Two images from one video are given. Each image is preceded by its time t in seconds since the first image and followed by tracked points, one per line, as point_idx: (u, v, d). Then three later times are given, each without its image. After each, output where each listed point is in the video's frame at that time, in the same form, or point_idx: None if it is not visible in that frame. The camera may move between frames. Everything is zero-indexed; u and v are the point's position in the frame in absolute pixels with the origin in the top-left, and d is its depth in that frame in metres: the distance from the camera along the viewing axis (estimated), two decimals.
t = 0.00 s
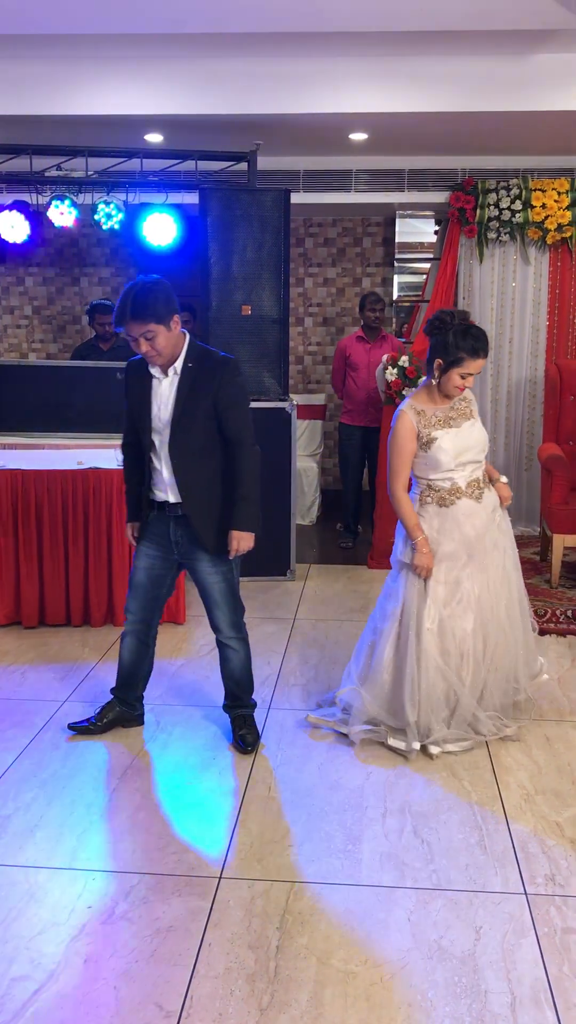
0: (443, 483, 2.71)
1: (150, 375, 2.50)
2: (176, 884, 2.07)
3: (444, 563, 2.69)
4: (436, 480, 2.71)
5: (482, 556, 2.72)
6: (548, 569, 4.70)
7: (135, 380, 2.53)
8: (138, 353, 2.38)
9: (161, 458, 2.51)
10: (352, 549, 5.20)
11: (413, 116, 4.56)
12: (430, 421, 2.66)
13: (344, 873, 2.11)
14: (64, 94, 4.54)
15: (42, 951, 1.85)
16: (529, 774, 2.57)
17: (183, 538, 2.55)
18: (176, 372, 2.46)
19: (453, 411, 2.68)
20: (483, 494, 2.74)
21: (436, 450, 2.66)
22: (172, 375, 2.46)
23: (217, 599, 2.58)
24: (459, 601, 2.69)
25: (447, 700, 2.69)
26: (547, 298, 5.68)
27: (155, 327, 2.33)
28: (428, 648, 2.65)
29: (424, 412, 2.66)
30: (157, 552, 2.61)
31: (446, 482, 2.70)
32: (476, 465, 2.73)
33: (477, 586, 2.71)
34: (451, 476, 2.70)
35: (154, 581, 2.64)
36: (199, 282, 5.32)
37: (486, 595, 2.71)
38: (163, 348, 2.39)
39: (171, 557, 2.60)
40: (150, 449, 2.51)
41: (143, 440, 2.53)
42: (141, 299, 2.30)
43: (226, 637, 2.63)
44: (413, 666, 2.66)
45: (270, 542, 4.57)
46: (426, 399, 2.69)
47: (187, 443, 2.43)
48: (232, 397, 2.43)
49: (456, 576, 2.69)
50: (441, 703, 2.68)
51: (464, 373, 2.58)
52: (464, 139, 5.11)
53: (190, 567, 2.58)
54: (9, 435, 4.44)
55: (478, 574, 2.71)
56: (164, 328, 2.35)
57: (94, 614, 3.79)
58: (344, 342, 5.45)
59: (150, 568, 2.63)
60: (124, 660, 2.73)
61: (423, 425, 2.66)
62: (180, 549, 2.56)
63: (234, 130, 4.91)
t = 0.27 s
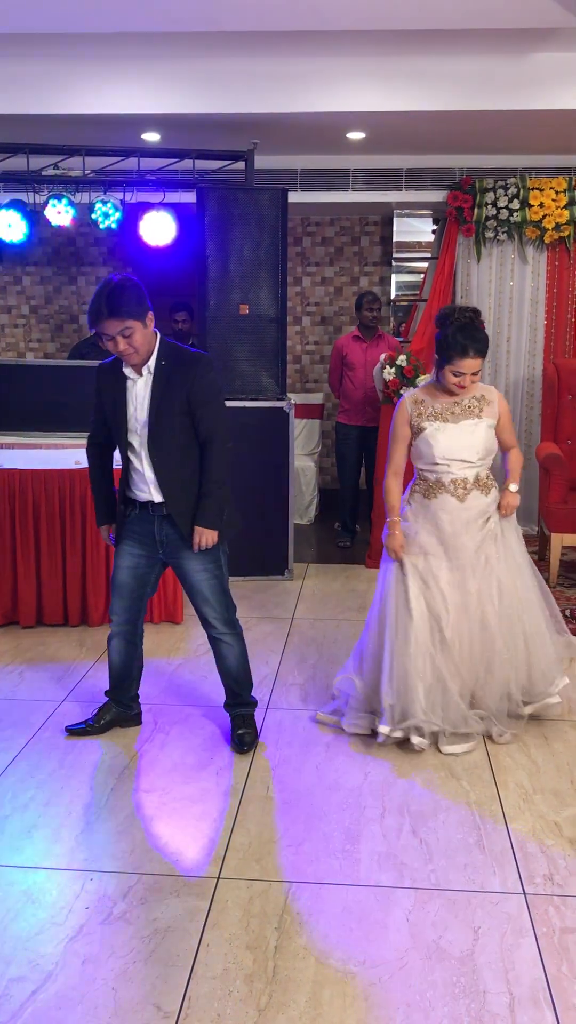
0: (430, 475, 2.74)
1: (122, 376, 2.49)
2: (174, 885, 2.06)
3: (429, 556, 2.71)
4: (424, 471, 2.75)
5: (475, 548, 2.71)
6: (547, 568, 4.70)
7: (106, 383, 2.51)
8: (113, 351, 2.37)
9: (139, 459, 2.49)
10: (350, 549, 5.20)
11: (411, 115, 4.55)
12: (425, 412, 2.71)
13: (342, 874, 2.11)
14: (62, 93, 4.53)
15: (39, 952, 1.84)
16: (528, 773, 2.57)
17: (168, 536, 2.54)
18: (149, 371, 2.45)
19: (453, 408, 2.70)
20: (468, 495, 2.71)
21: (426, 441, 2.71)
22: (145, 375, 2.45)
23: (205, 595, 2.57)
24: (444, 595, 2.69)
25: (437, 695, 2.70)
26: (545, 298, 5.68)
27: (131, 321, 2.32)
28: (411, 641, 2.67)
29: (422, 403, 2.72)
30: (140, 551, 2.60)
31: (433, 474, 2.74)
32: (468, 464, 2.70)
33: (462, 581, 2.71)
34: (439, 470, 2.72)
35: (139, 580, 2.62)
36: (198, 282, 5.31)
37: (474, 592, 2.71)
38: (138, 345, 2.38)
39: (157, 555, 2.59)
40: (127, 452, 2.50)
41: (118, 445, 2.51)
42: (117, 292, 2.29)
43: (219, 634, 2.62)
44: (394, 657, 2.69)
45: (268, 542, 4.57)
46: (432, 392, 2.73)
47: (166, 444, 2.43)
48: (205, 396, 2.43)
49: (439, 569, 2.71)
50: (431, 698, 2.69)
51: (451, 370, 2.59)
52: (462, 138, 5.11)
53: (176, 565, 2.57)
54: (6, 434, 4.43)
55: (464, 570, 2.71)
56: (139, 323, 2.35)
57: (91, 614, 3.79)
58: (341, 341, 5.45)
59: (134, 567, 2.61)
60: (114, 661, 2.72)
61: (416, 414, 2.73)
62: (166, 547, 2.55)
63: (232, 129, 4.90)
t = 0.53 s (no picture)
0: (404, 467, 2.76)
1: (131, 375, 2.50)
2: (174, 883, 2.06)
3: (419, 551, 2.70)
4: (401, 463, 2.77)
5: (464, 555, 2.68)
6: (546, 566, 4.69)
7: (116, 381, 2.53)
8: (117, 349, 2.38)
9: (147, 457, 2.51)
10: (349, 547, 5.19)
11: (411, 112, 4.55)
12: (408, 403, 2.73)
13: (342, 872, 2.10)
14: (61, 91, 4.52)
15: (39, 951, 1.84)
16: (528, 771, 2.57)
17: (172, 536, 2.54)
18: (155, 370, 2.46)
19: (433, 401, 2.69)
20: (433, 490, 2.69)
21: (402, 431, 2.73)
22: (151, 374, 2.46)
23: (211, 596, 2.57)
24: (399, 586, 2.71)
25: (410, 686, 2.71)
26: (545, 296, 5.68)
27: (133, 321, 2.32)
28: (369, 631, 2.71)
29: (408, 394, 2.75)
30: (146, 551, 2.60)
31: (406, 466, 2.75)
32: (438, 459, 2.69)
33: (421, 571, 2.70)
34: (408, 461, 2.74)
35: (144, 580, 2.63)
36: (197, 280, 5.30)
37: (430, 586, 2.68)
38: (143, 344, 2.38)
39: (162, 555, 2.60)
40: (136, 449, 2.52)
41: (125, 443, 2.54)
42: (120, 291, 2.30)
43: (226, 635, 2.62)
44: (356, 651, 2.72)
45: (268, 541, 4.56)
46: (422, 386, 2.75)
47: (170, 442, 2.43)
48: (209, 392, 2.42)
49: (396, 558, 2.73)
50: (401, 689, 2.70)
51: (426, 358, 2.61)
52: (461, 136, 5.10)
53: (180, 565, 2.57)
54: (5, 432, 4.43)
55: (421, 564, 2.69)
56: (143, 322, 2.35)
57: (91, 612, 3.78)
58: (340, 339, 5.43)
59: (139, 566, 2.62)
60: (116, 659, 2.72)
61: (399, 404, 2.76)
62: (171, 548, 2.55)
63: (231, 127, 4.90)
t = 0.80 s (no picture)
0: (372, 461, 2.79)
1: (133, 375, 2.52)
2: (173, 881, 2.06)
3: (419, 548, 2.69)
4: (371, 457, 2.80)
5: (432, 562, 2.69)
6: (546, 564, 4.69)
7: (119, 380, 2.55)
8: (117, 346, 2.39)
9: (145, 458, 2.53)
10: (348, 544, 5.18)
11: (411, 109, 4.54)
12: (380, 398, 2.75)
13: (342, 870, 2.10)
14: (59, 88, 4.51)
15: (38, 949, 1.84)
16: (528, 768, 2.57)
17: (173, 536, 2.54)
18: (150, 369, 2.46)
19: (402, 399, 2.69)
20: (395, 488, 2.70)
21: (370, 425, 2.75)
22: (147, 372, 2.46)
23: (211, 596, 2.57)
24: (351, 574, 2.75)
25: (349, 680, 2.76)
26: (544, 293, 5.67)
27: (133, 320, 2.33)
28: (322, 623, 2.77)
29: (382, 389, 2.76)
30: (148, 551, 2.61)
31: (374, 461, 2.78)
32: (404, 456, 2.70)
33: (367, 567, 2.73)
34: (376, 456, 2.76)
35: (145, 579, 2.63)
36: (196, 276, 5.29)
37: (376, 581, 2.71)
38: (143, 343, 2.39)
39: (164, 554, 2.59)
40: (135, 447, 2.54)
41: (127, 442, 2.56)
42: (121, 290, 2.31)
43: (228, 634, 2.61)
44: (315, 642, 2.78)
45: (267, 537, 4.56)
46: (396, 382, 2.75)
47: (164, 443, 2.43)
48: (199, 391, 2.40)
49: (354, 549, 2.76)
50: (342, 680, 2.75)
51: (399, 353, 2.61)
52: (461, 132, 5.09)
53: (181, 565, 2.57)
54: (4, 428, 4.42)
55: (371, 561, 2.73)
56: (144, 322, 2.36)
57: (90, 609, 3.78)
58: (339, 335, 5.42)
59: (140, 565, 2.62)
60: (117, 656, 2.72)
61: (372, 398, 2.77)
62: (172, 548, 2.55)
63: (230, 123, 4.88)
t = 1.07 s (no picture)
0: (374, 466, 2.75)
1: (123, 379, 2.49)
2: (171, 880, 2.06)
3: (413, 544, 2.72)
4: (371, 462, 2.75)
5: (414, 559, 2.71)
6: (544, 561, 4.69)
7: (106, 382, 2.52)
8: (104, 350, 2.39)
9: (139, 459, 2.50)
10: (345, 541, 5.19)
11: (410, 106, 4.53)
12: (375, 401, 2.71)
13: (340, 868, 2.10)
14: (58, 84, 4.51)
15: (36, 948, 1.84)
16: (526, 767, 2.57)
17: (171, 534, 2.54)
18: (138, 373, 2.42)
19: (401, 400, 2.68)
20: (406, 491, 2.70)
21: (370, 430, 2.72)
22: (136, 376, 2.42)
23: (209, 594, 2.58)
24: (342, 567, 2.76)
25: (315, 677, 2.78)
26: (542, 291, 5.68)
27: (119, 324, 2.32)
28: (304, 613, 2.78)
29: (376, 392, 2.72)
30: (143, 550, 2.60)
31: (377, 466, 2.74)
32: (408, 458, 2.69)
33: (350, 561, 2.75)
34: (379, 461, 2.72)
35: (140, 577, 2.63)
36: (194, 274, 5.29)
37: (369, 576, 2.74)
38: (129, 347, 2.37)
39: (159, 552, 2.59)
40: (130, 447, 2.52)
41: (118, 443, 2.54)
42: (105, 296, 2.29)
43: (225, 636, 2.63)
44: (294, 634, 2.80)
45: (264, 535, 4.56)
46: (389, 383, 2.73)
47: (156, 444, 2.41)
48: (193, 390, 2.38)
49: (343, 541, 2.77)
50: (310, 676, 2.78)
51: (399, 351, 2.59)
52: (459, 129, 5.09)
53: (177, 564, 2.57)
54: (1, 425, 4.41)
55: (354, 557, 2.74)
56: (129, 326, 2.34)
57: (88, 607, 3.78)
58: (337, 333, 5.42)
59: (135, 562, 2.62)
60: (113, 654, 2.73)
61: (366, 402, 2.73)
62: (169, 547, 2.55)
63: (229, 120, 4.88)
